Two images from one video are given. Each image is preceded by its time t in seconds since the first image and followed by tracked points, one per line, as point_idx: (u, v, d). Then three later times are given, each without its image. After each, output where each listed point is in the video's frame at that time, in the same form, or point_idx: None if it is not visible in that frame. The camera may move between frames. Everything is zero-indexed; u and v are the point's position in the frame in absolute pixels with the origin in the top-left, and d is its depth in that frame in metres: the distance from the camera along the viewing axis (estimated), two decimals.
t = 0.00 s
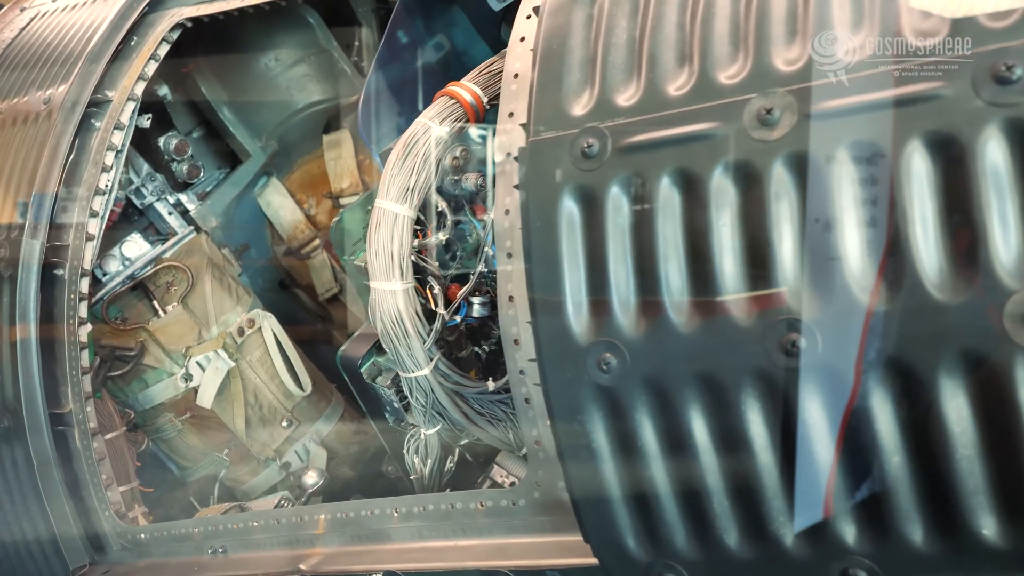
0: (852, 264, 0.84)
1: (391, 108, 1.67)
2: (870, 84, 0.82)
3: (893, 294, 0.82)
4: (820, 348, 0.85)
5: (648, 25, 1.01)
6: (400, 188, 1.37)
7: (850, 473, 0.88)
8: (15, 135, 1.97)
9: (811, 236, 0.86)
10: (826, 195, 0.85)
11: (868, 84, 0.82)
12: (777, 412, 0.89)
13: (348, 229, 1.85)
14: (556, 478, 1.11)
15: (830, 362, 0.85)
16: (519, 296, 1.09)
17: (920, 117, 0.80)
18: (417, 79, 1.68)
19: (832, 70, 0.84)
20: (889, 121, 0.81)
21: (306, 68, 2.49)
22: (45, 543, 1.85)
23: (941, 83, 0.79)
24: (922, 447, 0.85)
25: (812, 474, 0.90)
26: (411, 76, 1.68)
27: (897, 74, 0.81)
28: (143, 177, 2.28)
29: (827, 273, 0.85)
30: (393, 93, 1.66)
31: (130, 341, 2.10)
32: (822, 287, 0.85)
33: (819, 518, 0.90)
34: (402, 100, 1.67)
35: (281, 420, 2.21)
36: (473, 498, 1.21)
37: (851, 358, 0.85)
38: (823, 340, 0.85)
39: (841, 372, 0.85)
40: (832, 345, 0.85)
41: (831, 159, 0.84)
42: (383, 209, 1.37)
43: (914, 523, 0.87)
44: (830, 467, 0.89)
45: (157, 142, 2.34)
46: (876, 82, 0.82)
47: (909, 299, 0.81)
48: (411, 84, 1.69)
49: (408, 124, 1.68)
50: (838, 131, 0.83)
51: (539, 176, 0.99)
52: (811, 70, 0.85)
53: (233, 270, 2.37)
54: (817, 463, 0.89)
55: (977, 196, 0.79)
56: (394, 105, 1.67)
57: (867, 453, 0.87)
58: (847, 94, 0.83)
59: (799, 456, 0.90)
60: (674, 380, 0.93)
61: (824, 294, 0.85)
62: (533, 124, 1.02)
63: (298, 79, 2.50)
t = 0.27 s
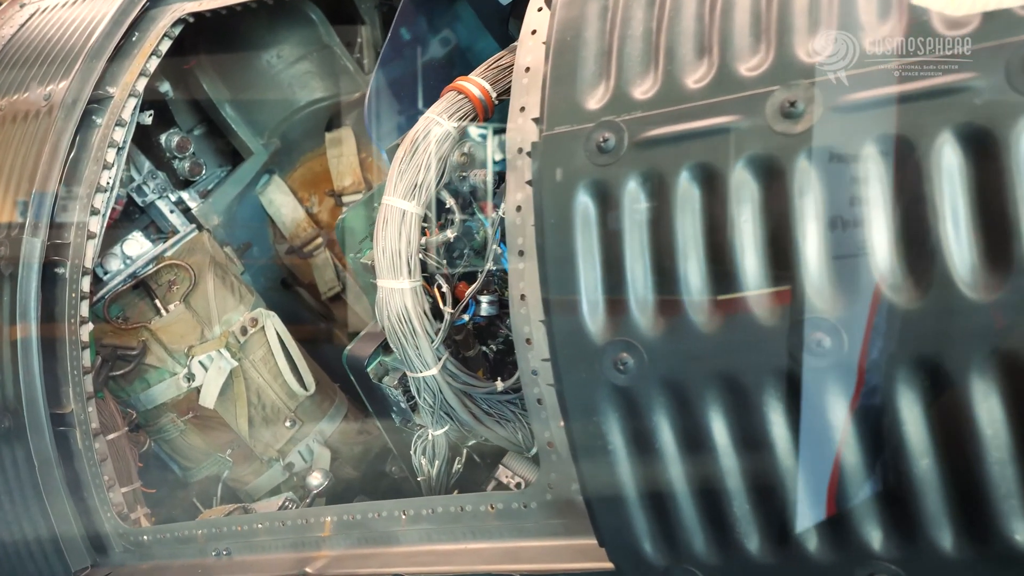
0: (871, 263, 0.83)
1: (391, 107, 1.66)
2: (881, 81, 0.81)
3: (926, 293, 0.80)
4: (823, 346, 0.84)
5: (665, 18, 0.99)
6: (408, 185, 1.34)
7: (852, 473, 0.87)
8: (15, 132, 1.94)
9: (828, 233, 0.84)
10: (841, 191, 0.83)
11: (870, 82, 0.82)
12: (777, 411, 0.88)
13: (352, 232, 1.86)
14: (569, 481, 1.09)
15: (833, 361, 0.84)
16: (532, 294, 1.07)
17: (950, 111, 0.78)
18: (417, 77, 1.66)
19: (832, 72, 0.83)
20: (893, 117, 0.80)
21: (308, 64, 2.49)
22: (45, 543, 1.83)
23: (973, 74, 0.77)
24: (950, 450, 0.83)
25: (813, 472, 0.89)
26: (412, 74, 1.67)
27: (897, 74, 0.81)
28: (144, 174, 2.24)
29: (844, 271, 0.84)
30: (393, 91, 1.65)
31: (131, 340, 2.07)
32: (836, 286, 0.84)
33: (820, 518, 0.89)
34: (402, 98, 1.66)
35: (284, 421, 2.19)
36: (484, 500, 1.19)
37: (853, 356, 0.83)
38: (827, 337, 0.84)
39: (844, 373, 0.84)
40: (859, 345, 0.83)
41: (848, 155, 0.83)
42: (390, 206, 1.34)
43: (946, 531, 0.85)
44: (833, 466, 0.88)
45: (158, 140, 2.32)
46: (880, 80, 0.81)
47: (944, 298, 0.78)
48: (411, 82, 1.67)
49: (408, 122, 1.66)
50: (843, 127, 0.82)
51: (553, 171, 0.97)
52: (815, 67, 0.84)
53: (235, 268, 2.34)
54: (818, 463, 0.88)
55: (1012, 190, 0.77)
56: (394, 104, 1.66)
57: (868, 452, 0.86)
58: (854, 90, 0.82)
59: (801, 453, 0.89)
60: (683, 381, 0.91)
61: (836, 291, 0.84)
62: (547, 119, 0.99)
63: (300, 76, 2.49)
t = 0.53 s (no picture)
0: (886, 262, 0.82)
1: (391, 107, 1.66)
2: (888, 81, 0.80)
3: (958, 294, 0.78)
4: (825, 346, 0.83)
5: (683, 11, 0.97)
6: (416, 183, 1.32)
7: (853, 475, 0.86)
8: (16, 129, 1.92)
9: (839, 231, 0.83)
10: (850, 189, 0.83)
11: (871, 81, 0.81)
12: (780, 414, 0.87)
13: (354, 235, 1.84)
14: (583, 485, 1.07)
15: (835, 360, 0.83)
16: (545, 294, 1.05)
17: (983, 106, 0.76)
18: (416, 77, 1.65)
19: (833, 75, 0.82)
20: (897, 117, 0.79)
21: (311, 62, 2.50)
22: (45, 542, 1.78)
23: (1008, 67, 0.75)
24: (984, 455, 0.81)
25: (814, 473, 0.88)
26: (412, 74, 1.66)
27: (897, 73, 0.80)
28: (146, 172, 2.21)
29: (858, 270, 0.83)
30: (393, 91, 1.65)
31: (133, 340, 2.05)
32: (847, 285, 0.83)
33: (820, 521, 0.89)
34: (402, 97, 1.65)
35: (287, 421, 2.16)
36: (494, 504, 1.16)
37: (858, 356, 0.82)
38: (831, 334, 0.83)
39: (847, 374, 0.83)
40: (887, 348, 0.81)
41: (861, 150, 0.82)
42: (398, 204, 1.32)
43: (978, 538, 0.83)
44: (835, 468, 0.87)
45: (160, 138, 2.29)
46: (879, 81, 0.80)
47: (977, 298, 0.77)
48: (411, 81, 1.67)
49: (408, 122, 1.66)
50: (858, 122, 0.81)
51: (569, 167, 0.95)
52: (812, 65, 0.83)
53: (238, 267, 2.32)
54: (820, 466, 0.88)
55: None
56: (394, 103, 1.65)
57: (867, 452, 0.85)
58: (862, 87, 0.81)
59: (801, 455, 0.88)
60: (688, 381, 0.90)
61: (846, 290, 0.83)
62: (561, 114, 0.97)
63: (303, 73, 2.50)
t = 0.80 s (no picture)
0: (890, 258, 0.83)
1: (391, 106, 1.66)
2: (891, 81, 0.81)
3: (996, 293, 0.77)
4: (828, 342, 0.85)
5: (706, 5, 0.96)
6: (427, 179, 1.29)
7: (872, 475, 0.86)
8: (17, 126, 1.89)
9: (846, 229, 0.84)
10: (855, 185, 0.84)
11: (873, 83, 0.82)
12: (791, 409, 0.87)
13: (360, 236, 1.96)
14: (599, 490, 1.04)
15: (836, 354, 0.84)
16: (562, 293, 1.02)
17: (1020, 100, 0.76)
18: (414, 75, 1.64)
19: (832, 74, 0.83)
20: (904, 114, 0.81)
21: (314, 59, 2.51)
22: (45, 542, 1.75)
23: None
24: (1022, 458, 0.81)
25: (818, 471, 0.88)
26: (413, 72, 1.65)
27: (897, 74, 0.82)
28: (149, 170, 2.18)
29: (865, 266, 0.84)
30: (394, 90, 1.64)
31: (136, 340, 2.02)
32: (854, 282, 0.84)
33: (827, 518, 0.89)
34: (402, 96, 1.65)
35: (291, 422, 2.15)
36: (507, 509, 1.14)
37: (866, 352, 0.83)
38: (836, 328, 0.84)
39: (850, 369, 0.84)
40: (922, 349, 0.80)
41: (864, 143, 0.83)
42: (408, 201, 1.29)
43: (1017, 547, 0.83)
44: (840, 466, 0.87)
45: (162, 135, 2.25)
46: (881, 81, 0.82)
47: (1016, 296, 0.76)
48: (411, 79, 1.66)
49: (410, 121, 1.67)
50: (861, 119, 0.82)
51: (587, 162, 0.94)
52: (813, 66, 0.84)
53: (242, 267, 2.31)
54: (825, 464, 0.88)
55: None
56: (394, 103, 1.65)
57: (870, 448, 0.86)
58: (865, 90, 0.82)
59: (807, 453, 0.88)
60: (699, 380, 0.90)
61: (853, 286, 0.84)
62: (579, 109, 0.96)
63: (305, 70, 2.52)
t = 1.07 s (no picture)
0: (892, 256, 0.86)
1: (393, 105, 1.64)
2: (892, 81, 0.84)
3: None
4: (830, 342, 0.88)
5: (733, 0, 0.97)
6: (439, 178, 1.26)
7: (910, 483, 0.88)
8: (19, 124, 1.86)
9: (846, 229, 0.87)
10: (856, 188, 0.87)
11: (872, 84, 0.85)
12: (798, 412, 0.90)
13: (368, 234, 2.02)
14: (619, 496, 1.02)
15: (837, 355, 0.88)
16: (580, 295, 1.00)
17: None
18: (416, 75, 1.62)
19: (832, 75, 0.86)
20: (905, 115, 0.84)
21: (318, 58, 2.49)
22: (46, 544, 1.74)
23: None
24: None
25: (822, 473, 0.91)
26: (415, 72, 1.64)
27: (896, 74, 0.85)
28: (152, 170, 2.15)
29: (865, 265, 0.87)
30: (396, 88, 1.63)
31: (139, 341, 1.99)
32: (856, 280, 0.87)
33: (831, 518, 0.92)
34: (403, 96, 1.63)
35: (296, 425, 2.13)
36: (522, 516, 1.12)
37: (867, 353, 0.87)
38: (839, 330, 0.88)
39: (853, 371, 0.87)
40: (960, 350, 0.81)
41: (864, 147, 0.86)
42: (421, 201, 1.26)
43: None
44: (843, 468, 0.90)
45: (166, 134, 2.22)
46: (881, 81, 0.85)
47: None
48: (412, 80, 1.65)
49: (411, 122, 1.66)
50: (861, 122, 0.85)
51: (611, 159, 0.95)
52: (815, 67, 0.87)
53: (246, 267, 2.28)
54: (829, 465, 0.90)
55: None
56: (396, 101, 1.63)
57: (873, 449, 0.88)
58: (866, 91, 0.85)
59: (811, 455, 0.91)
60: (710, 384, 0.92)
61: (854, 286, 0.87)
62: (601, 107, 0.97)
63: (310, 69, 2.50)
